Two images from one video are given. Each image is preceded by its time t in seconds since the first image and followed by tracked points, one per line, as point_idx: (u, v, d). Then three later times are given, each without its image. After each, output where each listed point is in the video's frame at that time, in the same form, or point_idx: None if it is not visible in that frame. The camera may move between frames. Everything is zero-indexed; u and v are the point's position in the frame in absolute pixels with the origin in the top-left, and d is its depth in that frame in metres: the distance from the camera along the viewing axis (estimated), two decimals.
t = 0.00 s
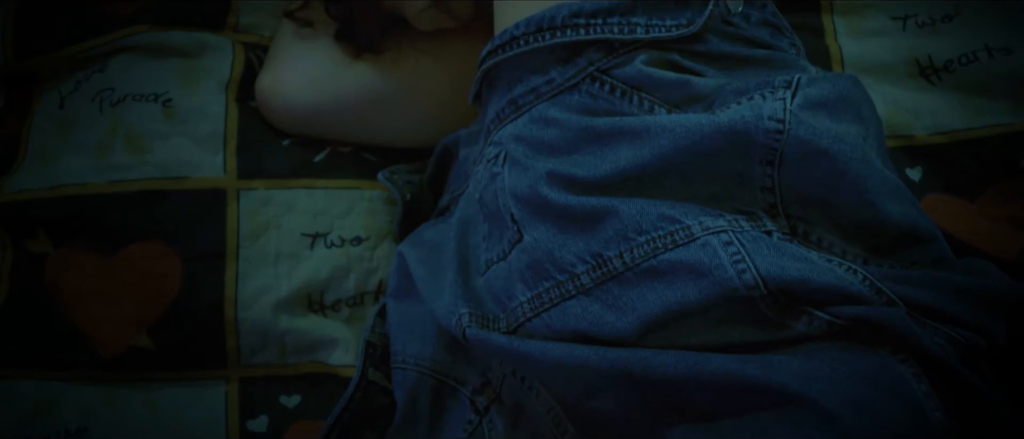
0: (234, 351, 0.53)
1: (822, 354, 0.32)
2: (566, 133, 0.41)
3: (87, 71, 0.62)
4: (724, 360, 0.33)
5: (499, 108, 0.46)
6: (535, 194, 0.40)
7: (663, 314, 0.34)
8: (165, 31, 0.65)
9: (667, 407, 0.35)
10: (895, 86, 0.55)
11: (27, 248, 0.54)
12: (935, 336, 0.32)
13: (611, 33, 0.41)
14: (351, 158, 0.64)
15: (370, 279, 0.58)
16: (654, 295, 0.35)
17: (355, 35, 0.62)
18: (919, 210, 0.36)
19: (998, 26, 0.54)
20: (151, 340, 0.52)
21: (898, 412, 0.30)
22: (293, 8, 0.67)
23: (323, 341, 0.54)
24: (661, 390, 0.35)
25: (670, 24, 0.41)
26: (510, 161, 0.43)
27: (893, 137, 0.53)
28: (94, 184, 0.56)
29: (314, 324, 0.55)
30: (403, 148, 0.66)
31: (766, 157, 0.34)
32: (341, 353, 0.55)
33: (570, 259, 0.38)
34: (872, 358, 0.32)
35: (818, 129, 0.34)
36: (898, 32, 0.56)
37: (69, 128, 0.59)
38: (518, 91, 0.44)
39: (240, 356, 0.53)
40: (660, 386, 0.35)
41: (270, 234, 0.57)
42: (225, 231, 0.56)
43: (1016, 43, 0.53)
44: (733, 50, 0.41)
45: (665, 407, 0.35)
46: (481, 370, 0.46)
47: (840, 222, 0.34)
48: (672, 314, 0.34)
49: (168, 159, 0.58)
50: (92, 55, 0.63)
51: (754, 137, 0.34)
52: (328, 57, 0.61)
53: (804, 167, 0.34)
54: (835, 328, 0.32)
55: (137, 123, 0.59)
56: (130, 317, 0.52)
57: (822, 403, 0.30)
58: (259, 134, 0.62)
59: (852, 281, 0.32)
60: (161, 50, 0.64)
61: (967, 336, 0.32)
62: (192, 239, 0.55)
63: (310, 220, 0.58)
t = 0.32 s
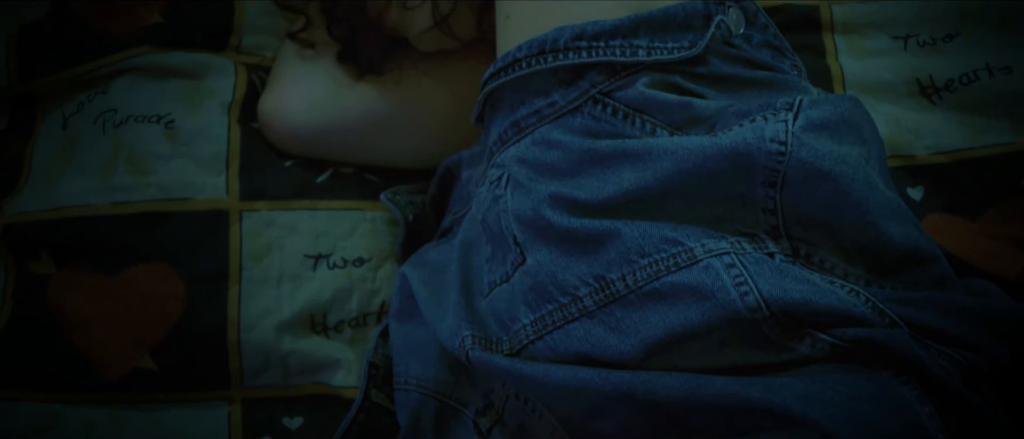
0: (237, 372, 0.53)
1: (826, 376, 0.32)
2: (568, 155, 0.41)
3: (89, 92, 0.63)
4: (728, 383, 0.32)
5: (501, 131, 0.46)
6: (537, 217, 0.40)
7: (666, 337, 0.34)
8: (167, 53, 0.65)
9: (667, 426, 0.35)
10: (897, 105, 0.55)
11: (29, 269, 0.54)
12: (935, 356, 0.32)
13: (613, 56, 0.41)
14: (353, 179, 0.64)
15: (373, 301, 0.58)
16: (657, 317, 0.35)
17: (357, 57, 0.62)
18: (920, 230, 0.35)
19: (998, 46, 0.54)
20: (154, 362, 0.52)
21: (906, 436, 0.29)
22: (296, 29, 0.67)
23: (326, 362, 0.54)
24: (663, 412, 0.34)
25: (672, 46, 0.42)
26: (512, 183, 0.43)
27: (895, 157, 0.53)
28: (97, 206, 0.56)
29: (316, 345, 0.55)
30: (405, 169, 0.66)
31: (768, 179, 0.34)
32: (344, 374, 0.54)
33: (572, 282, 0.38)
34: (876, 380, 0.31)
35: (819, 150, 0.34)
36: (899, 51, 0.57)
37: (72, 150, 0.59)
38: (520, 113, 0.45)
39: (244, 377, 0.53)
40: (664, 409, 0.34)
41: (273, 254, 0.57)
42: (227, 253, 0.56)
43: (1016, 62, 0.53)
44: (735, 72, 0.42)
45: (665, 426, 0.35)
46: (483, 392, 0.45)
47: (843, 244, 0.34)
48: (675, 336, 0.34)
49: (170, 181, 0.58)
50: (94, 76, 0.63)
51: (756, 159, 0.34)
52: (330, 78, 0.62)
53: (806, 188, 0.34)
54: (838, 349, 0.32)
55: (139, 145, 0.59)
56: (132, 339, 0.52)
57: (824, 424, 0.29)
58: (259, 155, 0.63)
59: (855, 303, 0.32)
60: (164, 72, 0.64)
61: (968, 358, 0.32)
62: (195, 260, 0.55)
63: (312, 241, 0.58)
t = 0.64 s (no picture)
0: (241, 395, 0.53)
1: (830, 405, 0.31)
2: (573, 182, 0.41)
3: (95, 115, 0.63)
4: (732, 410, 0.32)
5: (506, 157, 0.46)
6: (542, 243, 0.40)
7: (669, 365, 0.34)
8: (172, 76, 0.65)
9: None
10: (901, 132, 0.56)
11: (34, 293, 0.54)
12: (942, 385, 0.32)
13: (618, 83, 0.42)
14: (357, 204, 0.64)
15: (377, 326, 0.58)
16: (661, 344, 0.35)
17: (360, 81, 0.63)
18: (923, 257, 0.36)
19: (1001, 74, 0.56)
20: (158, 385, 0.52)
21: None
22: (302, 54, 0.68)
23: (329, 386, 0.54)
24: None
25: (677, 74, 0.42)
26: (517, 209, 0.43)
27: (898, 183, 0.54)
28: (103, 229, 0.56)
29: (320, 370, 0.55)
30: (409, 194, 0.66)
31: (772, 207, 0.34)
32: (347, 397, 0.54)
33: (576, 309, 0.38)
34: (881, 408, 0.31)
35: (823, 178, 0.34)
36: (903, 78, 0.58)
37: (77, 173, 0.60)
38: (525, 140, 0.45)
39: (247, 401, 0.53)
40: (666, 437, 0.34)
41: (277, 277, 0.57)
42: (232, 276, 0.56)
43: (1018, 89, 0.55)
44: (741, 100, 0.42)
45: None
46: (486, 417, 0.45)
47: (846, 272, 0.34)
48: (679, 364, 0.34)
49: (175, 204, 0.59)
50: (100, 99, 0.64)
51: (760, 187, 0.34)
52: (336, 104, 0.63)
53: (809, 216, 0.34)
54: (840, 377, 0.32)
55: (145, 168, 0.60)
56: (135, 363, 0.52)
57: None
58: (264, 179, 0.63)
59: (857, 331, 0.32)
60: (170, 95, 0.65)
61: (972, 387, 0.32)
62: (200, 284, 0.56)
63: (317, 265, 0.59)
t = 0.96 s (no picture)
0: (241, 417, 0.53)
1: (828, 430, 0.32)
2: (574, 207, 0.42)
3: (98, 137, 0.64)
4: (733, 435, 0.32)
5: (507, 182, 0.47)
6: (543, 268, 0.40)
7: (669, 389, 0.34)
8: (176, 98, 0.66)
9: None
10: (903, 157, 0.58)
11: (36, 314, 0.54)
12: (941, 410, 0.32)
13: (620, 109, 0.42)
14: (358, 226, 0.64)
15: (378, 348, 0.58)
16: (662, 369, 0.35)
17: (363, 103, 0.63)
18: (926, 284, 0.36)
19: (1003, 100, 0.57)
20: (159, 407, 0.52)
21: None
22: (303, 77, 0.68)
23: (330, 408, 0.54)
24: None
25: (679, 99, 0.43)
26: (519, 233, 0.44)
27: (898, 208, 0.55)
28: (104, 251, 0.57)
29: (320, 391, 0.55)
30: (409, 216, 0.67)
31: (773, 232, 0.35)
32: (348, 419, 0.54)
33: (578, 333, 0.38)
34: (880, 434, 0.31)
35: (823, 204, 0.34)
36: (905, 102, 0.60)
37: (79, 194, 0.60)
38: (527, 165, 0.46)
39: (248, 422, 0.53)
40: None
41: (279, 299, 0.57)
42: (233, 299, 0.56)
43: (1019, 115, 0.56)
44: (741, 126, 0.43)
45: None
46: None
47: (846, 298, 0.34)
48: (681, 389, 0.34)
49: (176, 227, 0.59)
50: (104, 121, 0.64)
51: (762, 213, 0.35)
52: (337, 128, 0.64)
53: (810, 242, 0.34)
54: (841, 402, 0.32)
55: (146, 191, 0.60)
56: (136, 385, 0.52)
57: None
58: (265, 202, 0.63)
59: (858, 357, 0.32)
60: (173, 118, 0.65)
61: (972, 411, 0.32)
62: (200, 306, 0.56)
63: (317, 287, 0.59)
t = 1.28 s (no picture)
0: None
1: None
2: (576, 231, 0.42)
3: (101, 159, 0.64)
4: None
5: (509, 205, 0.47)
6: (545, 291, 0.41)
7: (671, 413, 0.34)
8: (179, 121, 0.66)
9: None
10: (903, 179, 0.59)
11: (38, 337, 0.54)
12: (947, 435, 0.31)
13: (621, 133, 0.43)
14: (358, 248, 0.65)
15: (379, 369, 0.58)
16: (663, 393, 0.35)
17: (365, 125, 0.64)
18: (926, 308, 0.36)
19: (1004, 123, 0.58)
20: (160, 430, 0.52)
21: None
22: (306, 99, 0.69)
23: (331, 430, 0.54)
24: None
25: (680, 123, 0.43)
26: (521, 257, 0.44)
27: (899, 231, 0.56)
28: (105, 273, 0.57)
29: (320, 414, 0.55)
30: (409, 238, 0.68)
31: (775, 256, 0.35)
32: None
33: (579, 357, 0.38)
34: None
35: (824, 228, 0.34)
36: (906, 125, 0.61)
37: (81, 216, 0.60)
38: (529, 188, 0.46)
39: None
40: None
41: (280, 322, 0.58)
42: (235, 321, 0.57)
43: (1019, 138, 0.57)
44: (742, 150, 0.43)
45: None
46: None
47: (846, 322, 0.34)
48: (681, 413, 0.34)
49: (179, 248, 0.59)
50: (107, 143, 0.65)
51: (762, 237, 0.35)
52: (339, 151, 0.64)
53: (811, 266, 0.34)
54: (842, 427, 0.31)
55: (149, 213, 0.60)
56: (136, 407, 0.52)
57: None
58: (268, 224, 0.64)
59: (860, 381, 0.32)
60: (176, 140, 0.66)
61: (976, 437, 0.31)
62: (202, 329, 0.56)
63: (319, 310, 0.59)
